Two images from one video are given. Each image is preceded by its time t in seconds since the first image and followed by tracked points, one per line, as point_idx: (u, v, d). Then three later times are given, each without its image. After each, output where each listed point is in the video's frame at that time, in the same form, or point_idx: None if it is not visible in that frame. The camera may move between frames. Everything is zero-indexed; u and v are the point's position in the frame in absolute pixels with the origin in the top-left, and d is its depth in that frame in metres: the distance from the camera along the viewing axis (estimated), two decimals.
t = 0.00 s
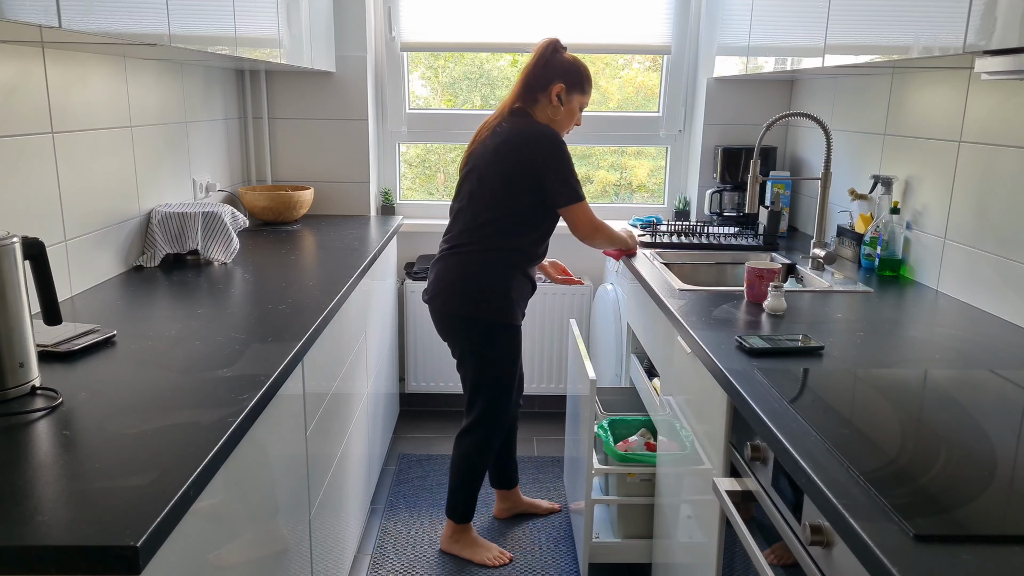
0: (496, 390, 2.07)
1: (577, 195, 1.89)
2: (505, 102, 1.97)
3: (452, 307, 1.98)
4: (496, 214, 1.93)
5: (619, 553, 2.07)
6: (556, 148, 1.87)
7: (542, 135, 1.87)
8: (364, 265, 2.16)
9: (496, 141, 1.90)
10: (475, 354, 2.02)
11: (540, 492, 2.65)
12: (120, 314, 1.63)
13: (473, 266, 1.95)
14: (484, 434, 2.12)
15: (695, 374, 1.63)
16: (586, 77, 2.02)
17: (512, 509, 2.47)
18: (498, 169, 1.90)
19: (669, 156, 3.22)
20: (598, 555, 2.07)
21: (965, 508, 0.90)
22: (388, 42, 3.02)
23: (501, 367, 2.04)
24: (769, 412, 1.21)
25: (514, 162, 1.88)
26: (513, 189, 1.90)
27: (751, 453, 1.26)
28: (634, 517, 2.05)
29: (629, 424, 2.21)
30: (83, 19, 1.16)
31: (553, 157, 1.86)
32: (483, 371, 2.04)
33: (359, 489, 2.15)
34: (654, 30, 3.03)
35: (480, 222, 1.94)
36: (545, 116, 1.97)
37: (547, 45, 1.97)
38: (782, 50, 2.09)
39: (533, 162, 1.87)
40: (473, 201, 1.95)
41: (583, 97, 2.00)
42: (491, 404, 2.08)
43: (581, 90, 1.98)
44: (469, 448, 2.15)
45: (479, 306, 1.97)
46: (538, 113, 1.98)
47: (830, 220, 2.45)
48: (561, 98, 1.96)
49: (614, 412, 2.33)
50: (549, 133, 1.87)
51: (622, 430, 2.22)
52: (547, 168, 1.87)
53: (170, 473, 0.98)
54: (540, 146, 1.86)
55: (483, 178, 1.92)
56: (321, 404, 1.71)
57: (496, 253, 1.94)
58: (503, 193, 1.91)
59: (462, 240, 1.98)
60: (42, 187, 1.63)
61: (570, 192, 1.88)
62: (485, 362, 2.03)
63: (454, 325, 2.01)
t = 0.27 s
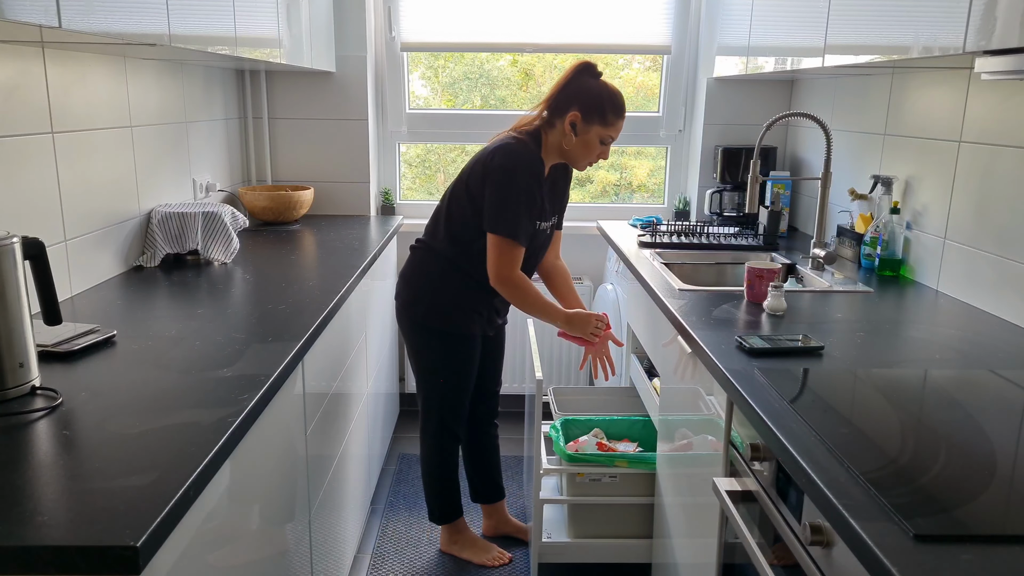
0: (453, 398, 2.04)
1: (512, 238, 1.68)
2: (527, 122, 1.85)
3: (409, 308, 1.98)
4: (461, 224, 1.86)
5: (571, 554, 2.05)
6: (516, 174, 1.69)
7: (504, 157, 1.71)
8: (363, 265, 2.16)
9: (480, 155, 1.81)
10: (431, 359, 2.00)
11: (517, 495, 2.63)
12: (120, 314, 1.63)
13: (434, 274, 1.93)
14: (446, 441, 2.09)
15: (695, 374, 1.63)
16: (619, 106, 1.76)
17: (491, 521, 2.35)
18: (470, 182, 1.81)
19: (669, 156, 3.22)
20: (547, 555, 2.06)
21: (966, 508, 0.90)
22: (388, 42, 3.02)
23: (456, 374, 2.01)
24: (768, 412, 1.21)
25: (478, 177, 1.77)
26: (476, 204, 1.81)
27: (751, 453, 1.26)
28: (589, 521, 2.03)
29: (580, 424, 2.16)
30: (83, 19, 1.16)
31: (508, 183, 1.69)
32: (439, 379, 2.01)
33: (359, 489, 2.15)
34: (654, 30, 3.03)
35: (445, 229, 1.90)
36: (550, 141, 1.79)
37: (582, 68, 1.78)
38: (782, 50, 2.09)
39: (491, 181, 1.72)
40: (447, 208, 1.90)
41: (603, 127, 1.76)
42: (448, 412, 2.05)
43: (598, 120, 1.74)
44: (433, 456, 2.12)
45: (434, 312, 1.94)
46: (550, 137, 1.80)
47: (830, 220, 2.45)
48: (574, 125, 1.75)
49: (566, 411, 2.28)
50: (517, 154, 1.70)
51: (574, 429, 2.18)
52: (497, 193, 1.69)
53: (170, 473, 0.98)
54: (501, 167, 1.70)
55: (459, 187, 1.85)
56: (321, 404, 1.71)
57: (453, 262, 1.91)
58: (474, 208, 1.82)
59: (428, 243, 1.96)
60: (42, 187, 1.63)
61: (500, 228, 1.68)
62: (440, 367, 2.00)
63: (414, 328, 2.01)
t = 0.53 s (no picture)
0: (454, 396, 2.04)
1: (532, 250, 1.69)
2: (538, 124, 1.85)
3: (416, 308, 1.98)
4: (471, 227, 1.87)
5: (550, 552, 2.05)
6: (530, 187, 1.67)
7: (518, 169, 1.69)
8: (364, 265, 2.16)
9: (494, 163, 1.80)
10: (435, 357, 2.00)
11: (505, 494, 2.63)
12: (120, 314, 1.63)
13: (446, 275, 1.93)
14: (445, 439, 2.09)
15: (695, 374, 1.63)
16: (627, 109, 1.74)
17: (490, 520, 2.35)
18: (483, 191, 1.80)
19: (670, 156, 3.22)
20: (527, 555, 2.05)
21: (966, 509, 0.90)
22: (388, 42, 3.02)
23: (460, 373, 2.01)
24: (769, 412, 1.21)
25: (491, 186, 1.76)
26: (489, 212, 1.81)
27: (752, 453, 1.26)
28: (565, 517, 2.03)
29: (562, 424, 2.19)
30: (82, 19, 1.16)
31: (522, 197, 1.67)
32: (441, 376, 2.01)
33: (359, 489, 2.15)
34: (654, 30, 3.03)
35: (455, 232, 1.91)
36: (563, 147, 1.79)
37: (588, 70, 1.76)
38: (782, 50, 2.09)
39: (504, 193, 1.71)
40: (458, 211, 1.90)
41: (613, 130, 1.75)
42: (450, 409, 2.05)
43: (607, 123, 1.73)
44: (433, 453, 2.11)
45: (441, 311, 1.94)
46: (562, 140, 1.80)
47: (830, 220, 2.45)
48: (582, 129, 1.75)
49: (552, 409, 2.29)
50: (531, 166, 1.69)
51: (555, 430, 2.20)
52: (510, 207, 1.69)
53: (170, 473, 0.97)
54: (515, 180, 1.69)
55: (473, 193, 1.84)
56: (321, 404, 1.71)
57: (461, 265, 1.91)
58: (487, 216, 1.82)
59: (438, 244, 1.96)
60: (42, 187, 1.62)
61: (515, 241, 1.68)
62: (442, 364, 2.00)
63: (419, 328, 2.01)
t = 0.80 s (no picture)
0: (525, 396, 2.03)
1: (546, 210, 1.71)
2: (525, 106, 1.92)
3: (481, 315, 1.98)
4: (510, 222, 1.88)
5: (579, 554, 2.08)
6: (540, 151, 1.73)
7: (525, 140, 1.75)
8: (364, 265, 2.16)
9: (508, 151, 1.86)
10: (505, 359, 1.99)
11: (536, 496, 2.63)
12: (120, 314, 1.63)
13: (506, 277, 1.92)
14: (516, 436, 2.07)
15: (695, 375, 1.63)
16: (599, 46, 1.81)
17: (506, 519, 2.34)
18: (507, 178, 1.84)
19: (670, 156, 3.22)
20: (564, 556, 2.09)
21: (966, 508, 0.90)
22: (388, 42, 3.02)
23: (529, 377, 2.00)
24: (769, 412, 1.21)
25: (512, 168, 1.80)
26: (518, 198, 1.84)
27: (752, 453, 1.26)
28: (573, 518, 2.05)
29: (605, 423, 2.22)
30: (81, 19, 1.16)
31: (534, 164, 1.73)
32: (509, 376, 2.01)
33: (359, 489, 2.15)
34: (654, 29, 3.02)
35: (502, 235, 1.91)
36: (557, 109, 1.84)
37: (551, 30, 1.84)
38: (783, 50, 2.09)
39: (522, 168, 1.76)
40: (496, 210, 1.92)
41: (595, 70, 1.80)
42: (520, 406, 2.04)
43: (585, 64, 1.79)
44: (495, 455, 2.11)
45: (508, 316, 1.94)
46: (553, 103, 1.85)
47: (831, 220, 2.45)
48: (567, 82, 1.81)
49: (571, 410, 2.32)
50: (535, 133, 1.74)
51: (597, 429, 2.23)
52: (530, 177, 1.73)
53: (169, 473, 0.97)
54: (526, 151, 1.74)
55: (500, 186, 1.88)
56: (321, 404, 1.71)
57: (517, 266, 1.90)
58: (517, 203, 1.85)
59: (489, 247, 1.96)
60: (41, 187, 1.62)
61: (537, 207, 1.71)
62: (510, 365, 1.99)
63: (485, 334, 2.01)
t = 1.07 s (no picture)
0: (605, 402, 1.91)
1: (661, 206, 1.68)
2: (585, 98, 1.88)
3: (561, 325, 1.88)
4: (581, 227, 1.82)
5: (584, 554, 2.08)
6: (625, 147, 1.70)
7: (607, 136, 1.72)
8: (364, 265, 2.16)
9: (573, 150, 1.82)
10: (582, 366, 1.89)
11: (537, 496, 2.63)
12: (120, 314, 1.63)
13: (588, 281, 1.83)
14: (598, 442, 1.95)
15: (694, 374, 1.63)
16: (668, 38, 1.79)
17: (510, 517, 2.34)
18: (575, 180, 1.79)
19: (670, 156, 3.22)
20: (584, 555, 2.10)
21: (966, 508, 0.90)
22: (388, 42, 3.02)
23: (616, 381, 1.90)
24: (768, 412, 1.21)
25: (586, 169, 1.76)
26: (592, 200, 1.78)
27: (751, 453, 1.26)
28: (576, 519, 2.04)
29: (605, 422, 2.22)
30: (81, 19, 1.16)
31: (621, 160, 1.70)
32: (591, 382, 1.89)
33: (359, 490, 2.15)
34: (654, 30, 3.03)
35: (576, 236, 1.84)
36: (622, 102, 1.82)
37: (615, 21, 1.82)
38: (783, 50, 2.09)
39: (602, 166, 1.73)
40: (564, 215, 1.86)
41: (665, 63, 1.79)
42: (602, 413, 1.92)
43: (656, 56, 1.78)
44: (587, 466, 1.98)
45: (590, 321, 1.85)
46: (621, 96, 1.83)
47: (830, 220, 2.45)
48: (635, 74, 1.79)
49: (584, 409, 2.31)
50: (617, 128, 1.72)
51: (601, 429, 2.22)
52: (622, 174, 1.70)
53: (169, 473, 0.97)
54: (609, 148, 1.71)
55: (568, 189, 1.83)
56: (321, 404, 1.71)
57: (597, 268, 1.83)
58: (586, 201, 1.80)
59: (564, 255, 1.87)
60: (41, 187, 1.62)
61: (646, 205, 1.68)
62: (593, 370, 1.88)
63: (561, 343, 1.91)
